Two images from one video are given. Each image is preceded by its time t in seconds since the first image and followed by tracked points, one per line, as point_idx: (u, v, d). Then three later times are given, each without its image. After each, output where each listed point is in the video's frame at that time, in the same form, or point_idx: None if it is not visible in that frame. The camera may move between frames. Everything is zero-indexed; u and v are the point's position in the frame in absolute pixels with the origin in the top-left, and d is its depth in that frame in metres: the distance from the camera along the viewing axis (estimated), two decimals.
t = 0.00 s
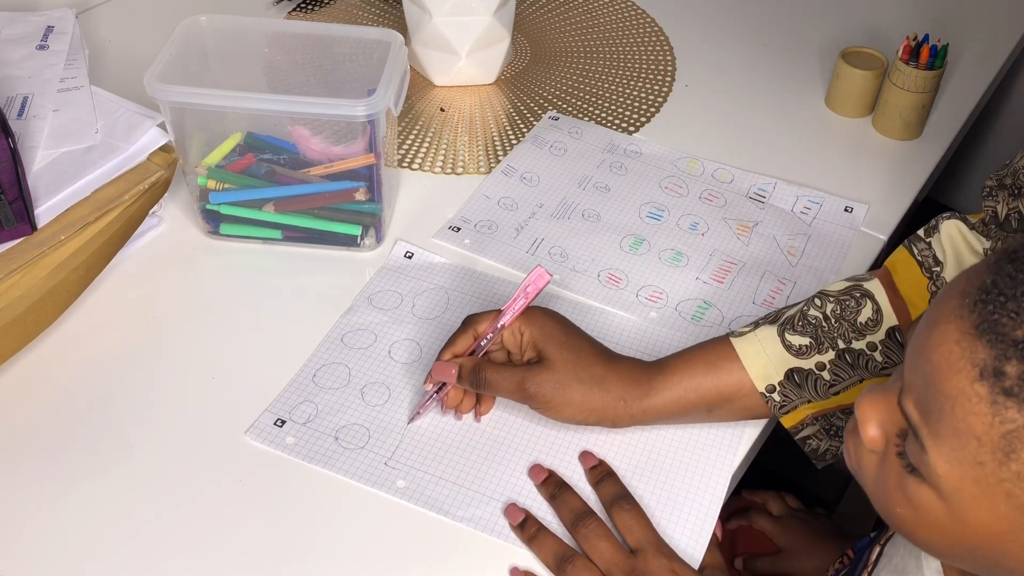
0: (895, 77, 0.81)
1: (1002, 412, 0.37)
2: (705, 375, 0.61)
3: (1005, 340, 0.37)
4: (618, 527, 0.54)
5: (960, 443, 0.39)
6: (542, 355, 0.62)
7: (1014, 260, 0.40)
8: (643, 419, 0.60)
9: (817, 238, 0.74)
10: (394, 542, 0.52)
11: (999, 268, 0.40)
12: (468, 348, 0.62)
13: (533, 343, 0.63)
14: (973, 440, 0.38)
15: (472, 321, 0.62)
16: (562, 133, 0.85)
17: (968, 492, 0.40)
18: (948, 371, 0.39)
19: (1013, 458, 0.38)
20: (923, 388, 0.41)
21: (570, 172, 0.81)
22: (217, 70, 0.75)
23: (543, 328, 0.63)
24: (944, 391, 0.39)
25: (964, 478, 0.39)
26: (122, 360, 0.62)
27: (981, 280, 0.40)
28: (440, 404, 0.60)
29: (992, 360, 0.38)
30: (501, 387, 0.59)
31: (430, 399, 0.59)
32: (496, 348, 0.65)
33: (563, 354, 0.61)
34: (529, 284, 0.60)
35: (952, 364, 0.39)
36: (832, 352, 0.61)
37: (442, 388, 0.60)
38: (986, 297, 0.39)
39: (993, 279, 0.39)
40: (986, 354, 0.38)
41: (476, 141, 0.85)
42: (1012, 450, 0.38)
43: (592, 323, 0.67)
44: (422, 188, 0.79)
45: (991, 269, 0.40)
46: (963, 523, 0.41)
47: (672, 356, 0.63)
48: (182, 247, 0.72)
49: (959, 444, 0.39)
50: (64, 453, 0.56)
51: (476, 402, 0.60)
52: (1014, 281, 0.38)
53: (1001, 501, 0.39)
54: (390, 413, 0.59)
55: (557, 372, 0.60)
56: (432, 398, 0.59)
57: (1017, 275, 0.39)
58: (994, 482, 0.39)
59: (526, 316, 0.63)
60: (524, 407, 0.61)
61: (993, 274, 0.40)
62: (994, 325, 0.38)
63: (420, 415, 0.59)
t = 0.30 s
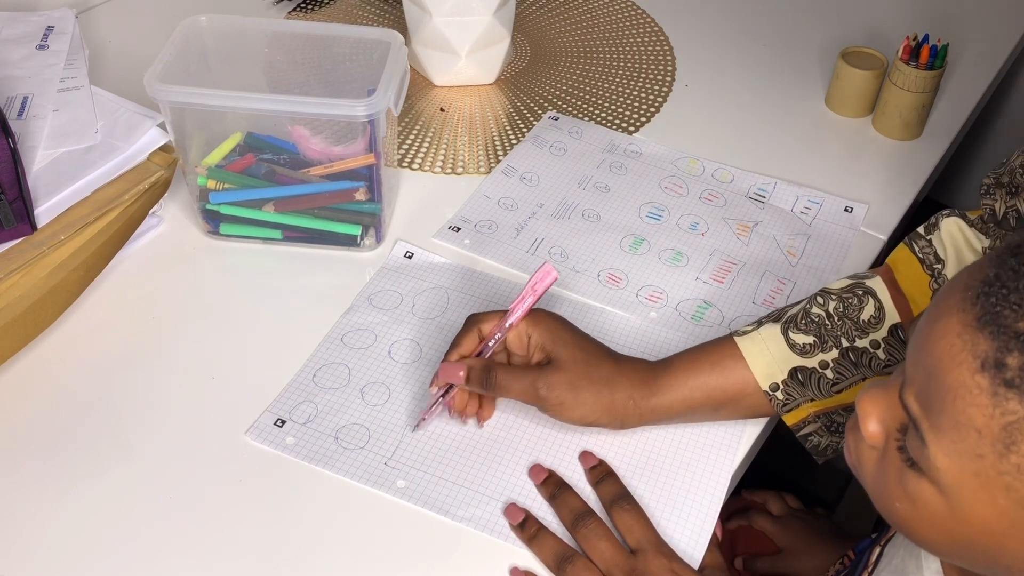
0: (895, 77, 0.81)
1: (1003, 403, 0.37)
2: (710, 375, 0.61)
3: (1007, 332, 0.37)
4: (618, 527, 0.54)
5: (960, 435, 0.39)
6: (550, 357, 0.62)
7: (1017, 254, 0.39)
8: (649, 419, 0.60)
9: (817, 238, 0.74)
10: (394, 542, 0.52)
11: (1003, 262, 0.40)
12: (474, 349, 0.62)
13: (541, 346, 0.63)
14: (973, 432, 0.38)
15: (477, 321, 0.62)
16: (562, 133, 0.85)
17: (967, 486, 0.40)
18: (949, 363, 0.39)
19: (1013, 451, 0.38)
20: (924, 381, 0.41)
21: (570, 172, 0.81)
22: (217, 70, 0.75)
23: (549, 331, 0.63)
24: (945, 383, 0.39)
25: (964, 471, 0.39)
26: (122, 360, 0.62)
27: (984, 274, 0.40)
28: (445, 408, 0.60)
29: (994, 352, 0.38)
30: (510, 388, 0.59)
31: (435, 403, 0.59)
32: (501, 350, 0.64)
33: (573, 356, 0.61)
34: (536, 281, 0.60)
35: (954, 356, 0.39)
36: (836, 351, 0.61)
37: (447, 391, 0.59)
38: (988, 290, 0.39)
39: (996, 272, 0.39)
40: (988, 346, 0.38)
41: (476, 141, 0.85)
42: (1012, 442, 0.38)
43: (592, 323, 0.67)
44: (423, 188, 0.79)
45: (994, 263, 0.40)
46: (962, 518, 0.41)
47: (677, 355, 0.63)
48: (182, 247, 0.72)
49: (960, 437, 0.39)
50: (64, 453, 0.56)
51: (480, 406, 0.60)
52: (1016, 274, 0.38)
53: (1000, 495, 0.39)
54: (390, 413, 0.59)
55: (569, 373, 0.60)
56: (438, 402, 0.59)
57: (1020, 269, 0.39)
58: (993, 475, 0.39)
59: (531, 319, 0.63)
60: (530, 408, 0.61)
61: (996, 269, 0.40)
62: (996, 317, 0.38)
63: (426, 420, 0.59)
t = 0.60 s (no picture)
0: (895, 77, 0.81)
1: (1004, 399, 0.37)
2: (706, 382, 0.60)
3: (1009, 328, 0.37)
4: (618, 527, 0.54)
5: (961, 431, 0.39)
6: (544, 384, 0.61)
7: (1020, 251, 0.40)
8: (646, 430, 0.59)
9: (817, 238, 0.74)
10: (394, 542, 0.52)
11: (1005, 259, 0.40)
12: (464, 388, 0.59)
13: (532, 372, 0.62)
14: (974, 427, 0.38)
15: (464, 358, 0.60)
16: (562, 133, 0.85)
17: (968, 482, 0.40)
18: (951, 359, 0.39)
19: (1014, 446, 0.38)
20: (925, 377, 0.41)
21: (570, 172, 0.81)
22: (217, 70, 0.75)
23: (540, 358, 0.61)
24: (947, 378, 0.39)
25: (963, 467, 0.39)
26: (122, 360, 0.62)
27: (986, 271, 0.40)
28: (442, 449, 0.57)
29: (996, 348, 0.38)
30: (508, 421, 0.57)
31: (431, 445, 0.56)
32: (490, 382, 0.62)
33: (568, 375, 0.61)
34: (519, 313, 0.57)
35: (956, 351, 0.39)
36: (831, 356, 0.61)
37: (442, 432, 0.57)
38: (991, 286, 0.39)
39: (999, 269, 0.39)
40: (990, 341, 0.38)
41: (476, 141, 0.84)
42: (1012, 438, 0.37)
43: (593, 323, 0.67)
44: (422, 188, 0.79)
45: (998, 260, 0.40)
46: (961, 515, 0.41)
47: (671, 364, 0.63)
48: (182, 247, 0.72)
49: (961, 432, 0.39)
50: (64, 453, 0.56)
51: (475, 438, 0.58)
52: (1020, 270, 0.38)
53: (1000, 491, 0.39)
54: (390, 414, 0.59)
55: (566, 400, 0.59)
56: (433, 444, 0.57)
57: None
58: (993, 471, 0.39)
59: (520, 346, 0.62)
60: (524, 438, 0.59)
61: (998, 266, 0.40)
62: (998, 313, 0.38)
63: (423, 463, 0.56)
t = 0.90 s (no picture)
0: (895, 77, 0.81)
1: (1011, 410, 0.37)
2: (720, 371, 0.61)
3: (1015, 338, 0.37)
4: (618, 528, 0.54)
5: (967, 441, 0.39)
6: (561, 358, 0.62)
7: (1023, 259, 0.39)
8: (658, 414, 0.60)
9: (817, 238, 0.74)
10: (394, 542, 0.52)
11: (1008, 267, 0.40)
12: (487, 350, 0.62)
13: (550, 345, 0.63)
14: (981, 438, 0.38)
15: (487, 321, 0.63)
16: (562, 133, 0.85)
17: (974, 492, 0.40)
18: (956, 369, 0.39)
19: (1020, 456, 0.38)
20: (929, 385, 0.41)
21: (570, 172, 0.81)
22: (217, 70, 0.75)
23: (559, 331, 0.63)
24: (952, 389, 0.39)
25: (970, 477, 0.40)
26: (122, 360, 0.62)
27: (988, 280, 0.40)
28: (467, 410, 0.60)
29: (1002, 359, 0.38)
30: (522, 390, 0.59)
31: (456, 406, 0.59)
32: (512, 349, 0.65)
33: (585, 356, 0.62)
34: (541, 278, 0.59)
35: (961, 362, 0.39)
36: (844, 347, 0.62)
37: (466, 394, 0.59)
38: (995, 296, 0.39)
39: (1002, 277, 0.39)
40: (996, 352, 0.38)
41: (476, 141, 0.84)
42: (1020, 450, 0.38)
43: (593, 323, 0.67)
44: (422, 188, 0.79)
45: (1000, 267, 0.40)
46: (966, 523, 0.41)
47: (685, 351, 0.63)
48: (182, 247, 0.72)
49: (967, 443, 0.39)
50: (64, 453, 0.56)
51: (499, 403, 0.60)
52: None
53: (1006, 501, 0.39)
54: (390, 414, 0.59)
55: (581, 373, 0.60)
56: (458, 405, 0.59)
57: None
58: (1001, 482, 0.39)
59: (541, 318, 0.64)
60: (545, 409, 0.61)
61: (1000, 275, 0.40)
62: (1004, 323, 0.38)
63: (447, 424, 0.59)
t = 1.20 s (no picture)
0: (895, 77, 0.81)
1: (1014, 409, 0.38)
2: (716, 365, 0.61)
3: (1019, 337, 0.38)
4: (618, 528, 0.54)
5: (969, 440, 0.39)
6: (559, 349, 0.63)
7: None
8: (657, 407, 0.60)
9: (817, 238, 0.74)
10: (394, 543, 0.52)
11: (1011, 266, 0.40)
12: (486, 342, 0.63)
13: (548, 338, 0.64)
14: (983, 437, 0.38)
15: (486, 314, 0.63)
16: (562, 133, 0.85)
17: (976, 490, 0.40)
18: (959, 368, 0.39)
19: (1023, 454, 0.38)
20: (931, 384, 0.41)
21: (570, 172, 0.81)
22: (217, 70, 0.75)
23: (557, 324, 0.64)
24: (955, 387, 0.39)
25: (971, 476, 0.40)
26: (122, 360, 0.62)
27: (993, 278, 0.40)
28: (465, 404, 0.60)
29: (1006, 358, 0.38)
30: (520, 378, 0.60)
31: (455, 398, 0.60)
32: (510, 342, 0.65)
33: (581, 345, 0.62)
34: (540, 269, 0.58)
35: (964, 360, 0.39)
36: (842, 341, 0.62)
37: (466, 385, 0.60)
38: (1000, 294, 0.39)
39: (1008, 276, 0.40)
40: (1000, 351, 0.38)
41: (476, 141, 0.84)
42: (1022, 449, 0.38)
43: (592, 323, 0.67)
44: (422, 188, 0.79)
45: (1005, 266, 0.40)
46: (966, 521, 0.41)
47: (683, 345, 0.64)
48: (182, 247, 0.72)
49: (968, 442, 0.39)
50: (64, 453, 0.56)
51: (499, 398, 0.61)
52: None
53: (1008, 499, 0.39)
54: (390, 414, 0.59)
55: (579, 363, 0.61)
56: (457, 398, 0.60)
57: None
58: (1003, 480, 0.39)
59: (540, 311, 0.64)
60: (540, 398, 0.61)
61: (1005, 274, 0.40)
62: (1009, 322, 0.38)
63: (447, 416, 0.59)
